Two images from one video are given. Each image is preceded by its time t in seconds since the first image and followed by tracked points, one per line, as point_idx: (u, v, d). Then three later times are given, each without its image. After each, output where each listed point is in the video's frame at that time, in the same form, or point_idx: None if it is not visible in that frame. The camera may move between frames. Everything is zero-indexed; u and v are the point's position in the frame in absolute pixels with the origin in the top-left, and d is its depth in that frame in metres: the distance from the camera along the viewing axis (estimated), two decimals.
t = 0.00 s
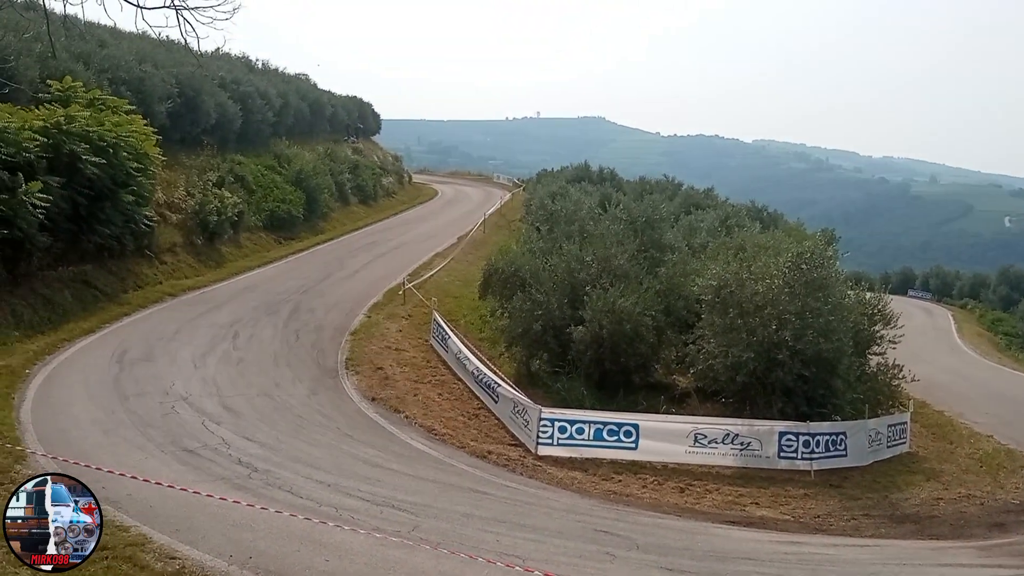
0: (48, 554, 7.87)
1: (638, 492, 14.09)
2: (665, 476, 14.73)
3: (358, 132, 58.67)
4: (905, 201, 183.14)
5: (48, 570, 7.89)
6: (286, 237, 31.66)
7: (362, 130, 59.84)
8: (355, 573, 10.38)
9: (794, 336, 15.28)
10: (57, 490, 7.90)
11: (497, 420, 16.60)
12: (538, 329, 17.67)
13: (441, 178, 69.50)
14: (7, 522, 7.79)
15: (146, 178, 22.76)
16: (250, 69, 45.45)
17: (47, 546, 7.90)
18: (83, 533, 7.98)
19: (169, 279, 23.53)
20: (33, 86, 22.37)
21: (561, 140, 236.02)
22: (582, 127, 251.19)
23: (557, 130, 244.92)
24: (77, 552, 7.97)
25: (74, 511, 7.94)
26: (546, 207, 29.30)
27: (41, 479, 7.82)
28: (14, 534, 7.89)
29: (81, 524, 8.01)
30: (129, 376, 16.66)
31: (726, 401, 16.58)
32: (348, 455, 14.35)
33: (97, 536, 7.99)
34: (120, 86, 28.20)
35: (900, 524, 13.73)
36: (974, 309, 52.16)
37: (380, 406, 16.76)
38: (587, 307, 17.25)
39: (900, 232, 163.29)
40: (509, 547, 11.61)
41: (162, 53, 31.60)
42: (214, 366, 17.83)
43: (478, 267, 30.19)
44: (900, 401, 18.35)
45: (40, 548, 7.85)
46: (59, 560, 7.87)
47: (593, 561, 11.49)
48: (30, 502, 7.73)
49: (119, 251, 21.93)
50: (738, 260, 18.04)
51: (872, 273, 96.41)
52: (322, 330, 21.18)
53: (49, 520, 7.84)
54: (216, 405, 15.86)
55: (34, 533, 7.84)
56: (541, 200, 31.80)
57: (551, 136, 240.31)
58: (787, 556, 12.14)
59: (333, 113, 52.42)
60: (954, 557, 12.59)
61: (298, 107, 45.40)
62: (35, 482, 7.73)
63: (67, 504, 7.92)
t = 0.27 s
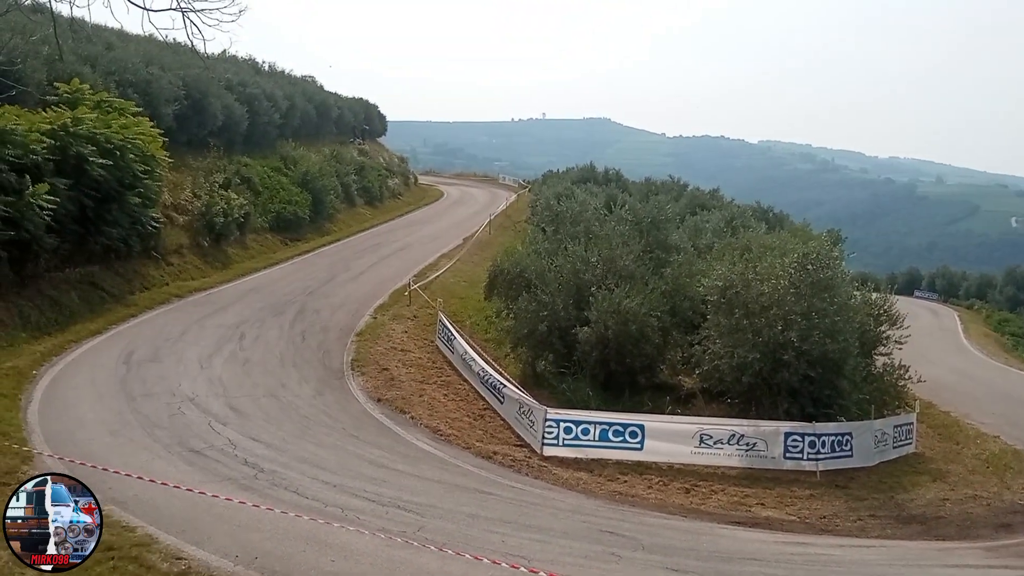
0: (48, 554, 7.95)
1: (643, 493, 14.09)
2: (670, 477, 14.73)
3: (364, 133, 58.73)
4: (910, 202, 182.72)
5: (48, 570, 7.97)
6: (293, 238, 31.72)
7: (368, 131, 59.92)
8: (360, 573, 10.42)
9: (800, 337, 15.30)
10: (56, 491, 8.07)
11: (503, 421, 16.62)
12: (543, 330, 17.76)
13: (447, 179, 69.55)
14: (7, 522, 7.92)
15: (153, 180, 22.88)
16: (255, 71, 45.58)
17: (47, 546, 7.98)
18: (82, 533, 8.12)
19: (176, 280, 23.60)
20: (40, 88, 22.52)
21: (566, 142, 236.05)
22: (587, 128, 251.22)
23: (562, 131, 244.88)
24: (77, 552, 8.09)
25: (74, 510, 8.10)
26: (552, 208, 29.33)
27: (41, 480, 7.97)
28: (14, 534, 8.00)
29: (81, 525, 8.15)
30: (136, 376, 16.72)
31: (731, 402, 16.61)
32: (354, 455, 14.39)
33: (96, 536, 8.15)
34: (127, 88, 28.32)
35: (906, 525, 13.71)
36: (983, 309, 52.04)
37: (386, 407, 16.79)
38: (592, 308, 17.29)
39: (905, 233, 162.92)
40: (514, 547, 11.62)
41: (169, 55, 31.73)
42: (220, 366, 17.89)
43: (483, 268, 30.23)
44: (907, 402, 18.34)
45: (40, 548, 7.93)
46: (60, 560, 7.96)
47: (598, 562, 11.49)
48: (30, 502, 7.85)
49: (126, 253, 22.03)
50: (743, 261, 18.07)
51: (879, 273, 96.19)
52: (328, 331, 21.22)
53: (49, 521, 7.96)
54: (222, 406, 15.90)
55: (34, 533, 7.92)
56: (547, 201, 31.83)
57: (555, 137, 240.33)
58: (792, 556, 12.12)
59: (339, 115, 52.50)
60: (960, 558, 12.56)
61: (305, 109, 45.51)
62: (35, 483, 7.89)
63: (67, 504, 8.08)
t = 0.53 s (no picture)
0: (48, 555, 7.66)
1: (651, 490, 14.08)
2: (678, 474, 14.72)
3: (370, 132, 58.82)
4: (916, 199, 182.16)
5: (48, 571, 7.67)
6: (300, 237, 31.80)
7: (375, 129, 60.02)
8: (368, 571, 10.42)
9: (807, 333, 15.31)
10: (56, 490, 7.77)
11: (510, 419, 16.65)
12: (550, 327, 17.80)
13: (453, 177, 69.61)
14: (7, 522, 7.67)
15: (160, 180, 22.94)
16: (262, 70, 45.68)
17: (47, 546, 7.72)
18: (82, 533, 7.82)
19: (183, 280, 23.68)
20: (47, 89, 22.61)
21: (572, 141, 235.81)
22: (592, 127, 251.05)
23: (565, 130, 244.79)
24: (77, 552, 7.80)
25: (74, 510, 7.83)
26: (558, 205, 29.34)
27: (41, 480, 7.67)
28: (13, 534, 7.75)
29: (81, 525, 7.87)
30: (144, 376, 16.78)
31: (739, 399, 16.62)
32: (361, 454, 14.41)
33: (97, 537, 7.83)
34: (133, 88, 28.41)
35: (915, 521, 13.68)
36: (991, 305, 51.86)
37: (393, 405, 16.82)
38: (599, 305, 17.31)
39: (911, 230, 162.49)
40: (522, 545, 11.62)
41: (175, 55, 31.80)
42: (228, 366, 17.93)
43: (490, 265, 30.25)
44: (915, 397, 18.29)
45: (40, 548, 7.67)
46: (60, 560, 7.66)
47: (607, 559, 11.48)
48: (30, 503, 7.62)
49: (133, 252, 22.09)
50: (750, 258, 18.07)
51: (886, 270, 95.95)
52: (336, 329, 21.26)
53: (49, 521, 7.70)
54: (230, 405, 15.95)
55: (34, 533, 7.70)
56: (553, 198, 31.83)
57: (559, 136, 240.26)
58: (801, 553, 12.10)
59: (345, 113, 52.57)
60: (969, 554, 12.52)
61: (311, 108, 45.58)
62: (34, 483, 7.58)
63: (67, 504, 7.81)
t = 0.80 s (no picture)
0: (48, 555, 7.90)
1: (654, 493, 14.06)
2: (681, 477, 14.70)
3: (372, 134, 58.87)
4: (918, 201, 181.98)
5: (48, 571, 7.90)
6: (302, 240, 31.83)
7: (377, 131, 60.08)
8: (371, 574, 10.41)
9: (810, 335, 15.30)
10: (56, 491, 8.06)
11: (513, 421, 16.64)
12: (553, 329, 17.81)
13: (456, 179, 69.67)
14: (7, 522, 7.94)
15: (162, 182, 22.97)
16: (265, 73, 45.74)
17: (47, 546, 7.96)
18: (82, 533, 8.07)
19: (186, 282, 23.69)
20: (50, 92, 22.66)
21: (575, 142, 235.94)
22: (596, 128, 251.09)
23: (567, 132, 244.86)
24: (77, 552, 8.02)
25: (74, 511, 8.08)
26: (561, 207, 29.36)
27: (41, 480, 7.98)
28: (14, 534, 8.00)
29: (81, 525, 8.11)
30: (147, 378, 16.77)
31: (742, 401, 16.61)
32: (364, 456, 14.40)
33: (96, 537, 8.10)
34: (136, 91, 28.46)
35: (919, 524, 13.65)
36: (995, 307, 51.79)
37: (396, 407, 16.82)
38: (601, 307, 17.31)
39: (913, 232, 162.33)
40: (524, 548, 11.60)
41: (178, 57, 31.84)
42: (230, 368, 17.93)
43: (493, 268, 30.26)
44: (919, 400, 18.26)
45: (39, 548, 7.90)
46: (59, 560, 7.89)
47: (609, 562, 11.46)
48: (30, 503, 7.87)
49: (136, 255, 22.11)
50: (754, 259, 18.07)
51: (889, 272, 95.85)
52: (338, 332, 21.26)
53: (49, 521, 7.95)
54: (233, 408, 15.94)
55: (34, 534, 7.93)
56: (556, 200, 31.84)
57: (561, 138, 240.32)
58: (804, 556, 12.08)
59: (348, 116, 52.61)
60: (973, 557, 12.49)
61: (314, 110, 45.63)
62: (35, 483, 7.90)
63: (67, 504, 8.07)
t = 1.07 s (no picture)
0: (48, 554, 7.89)
1: (663, 497, 14.04)
2: (690, 481, 14.67)
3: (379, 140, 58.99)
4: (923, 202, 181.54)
5: (48, 571, 7.90)
6: (309, 246, 31.90)
7: (383, 137, 60.22)
8: None
9: (819, 339, 15.28)
10: (57, 490, 7.99)
11: (521, 426, 16.65)
12: (560, 334, 17.83)
13: (462, 185, 69.75)
14: (7, 522, 7.89)
15: (170, 190, 23.06)
16: (271, 80, 45.91)
17: (47, 545, 7.95)
18: (82, 533, 8.03)
19: (193, 289, 23.76)
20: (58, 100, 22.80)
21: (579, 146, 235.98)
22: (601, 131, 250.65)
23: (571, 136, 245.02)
24: (77, 552, 8.01)
25: (74, 510, 8.04)
26: (567, 212, 29.40)
27: (41, 480, 7.91)
28: (14, 534, 7.97)
29: (81, 524, 8.08)
30: (155, 385, 16.82)
31: (751, 405, 16.59)
32: (372, 462, 14.40)
33: (96, 536, 8.05)
34: (144, 98, 28.60)
35: (929, 527, 13.60)
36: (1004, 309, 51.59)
37: (404, 413, 16.83)
38: (609, 311, 17.32)
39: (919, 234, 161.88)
40: (534, 553, 11.58)
41: (184, 65, 31.99)
42: (238, 374, 17.97)
43: (499, 273, 30.27)
44: (928, 403, 18.21)
45: (40, 548, 7.89)
46: (60, 560, 7.90)
47: (619, 567, 11.44)
48: (30, 503, 7.82)
49: (144, 262, 22.19)
50: (761, 263, 18.07)
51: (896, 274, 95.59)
52: (346, 338, 21.30)
53: (49, 521, 7.92)
54: (241, 414, 15.97)
55: (35, 533, 7.91)
56: (562, 205, 31.88)
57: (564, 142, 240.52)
58: (814, 560, 12.03)
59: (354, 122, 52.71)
60: (984, 560, 12.43)
61: (320, 116, 45.75)
62: (35, 483, 7.82)
63: (67, 504, 8.02)
